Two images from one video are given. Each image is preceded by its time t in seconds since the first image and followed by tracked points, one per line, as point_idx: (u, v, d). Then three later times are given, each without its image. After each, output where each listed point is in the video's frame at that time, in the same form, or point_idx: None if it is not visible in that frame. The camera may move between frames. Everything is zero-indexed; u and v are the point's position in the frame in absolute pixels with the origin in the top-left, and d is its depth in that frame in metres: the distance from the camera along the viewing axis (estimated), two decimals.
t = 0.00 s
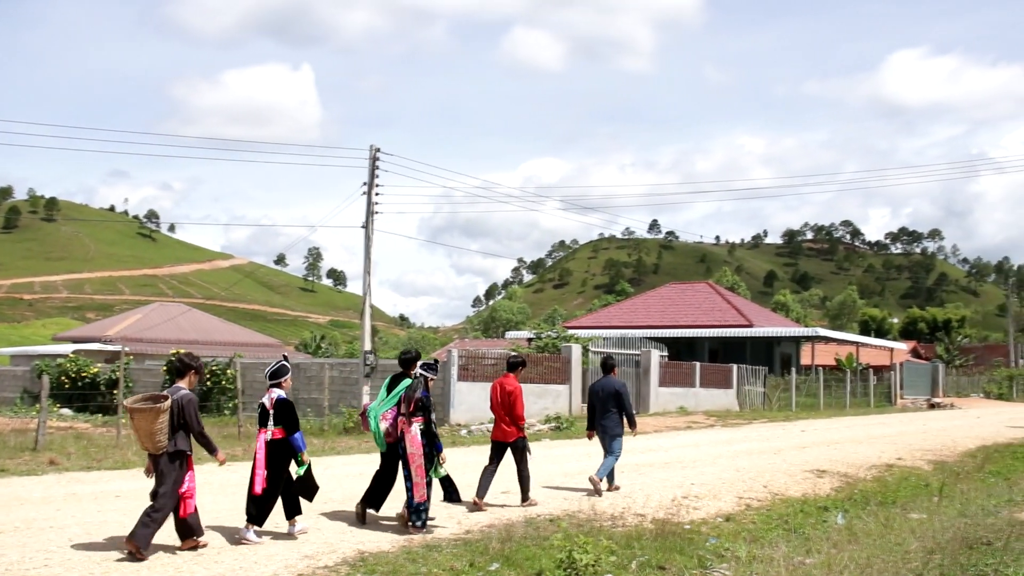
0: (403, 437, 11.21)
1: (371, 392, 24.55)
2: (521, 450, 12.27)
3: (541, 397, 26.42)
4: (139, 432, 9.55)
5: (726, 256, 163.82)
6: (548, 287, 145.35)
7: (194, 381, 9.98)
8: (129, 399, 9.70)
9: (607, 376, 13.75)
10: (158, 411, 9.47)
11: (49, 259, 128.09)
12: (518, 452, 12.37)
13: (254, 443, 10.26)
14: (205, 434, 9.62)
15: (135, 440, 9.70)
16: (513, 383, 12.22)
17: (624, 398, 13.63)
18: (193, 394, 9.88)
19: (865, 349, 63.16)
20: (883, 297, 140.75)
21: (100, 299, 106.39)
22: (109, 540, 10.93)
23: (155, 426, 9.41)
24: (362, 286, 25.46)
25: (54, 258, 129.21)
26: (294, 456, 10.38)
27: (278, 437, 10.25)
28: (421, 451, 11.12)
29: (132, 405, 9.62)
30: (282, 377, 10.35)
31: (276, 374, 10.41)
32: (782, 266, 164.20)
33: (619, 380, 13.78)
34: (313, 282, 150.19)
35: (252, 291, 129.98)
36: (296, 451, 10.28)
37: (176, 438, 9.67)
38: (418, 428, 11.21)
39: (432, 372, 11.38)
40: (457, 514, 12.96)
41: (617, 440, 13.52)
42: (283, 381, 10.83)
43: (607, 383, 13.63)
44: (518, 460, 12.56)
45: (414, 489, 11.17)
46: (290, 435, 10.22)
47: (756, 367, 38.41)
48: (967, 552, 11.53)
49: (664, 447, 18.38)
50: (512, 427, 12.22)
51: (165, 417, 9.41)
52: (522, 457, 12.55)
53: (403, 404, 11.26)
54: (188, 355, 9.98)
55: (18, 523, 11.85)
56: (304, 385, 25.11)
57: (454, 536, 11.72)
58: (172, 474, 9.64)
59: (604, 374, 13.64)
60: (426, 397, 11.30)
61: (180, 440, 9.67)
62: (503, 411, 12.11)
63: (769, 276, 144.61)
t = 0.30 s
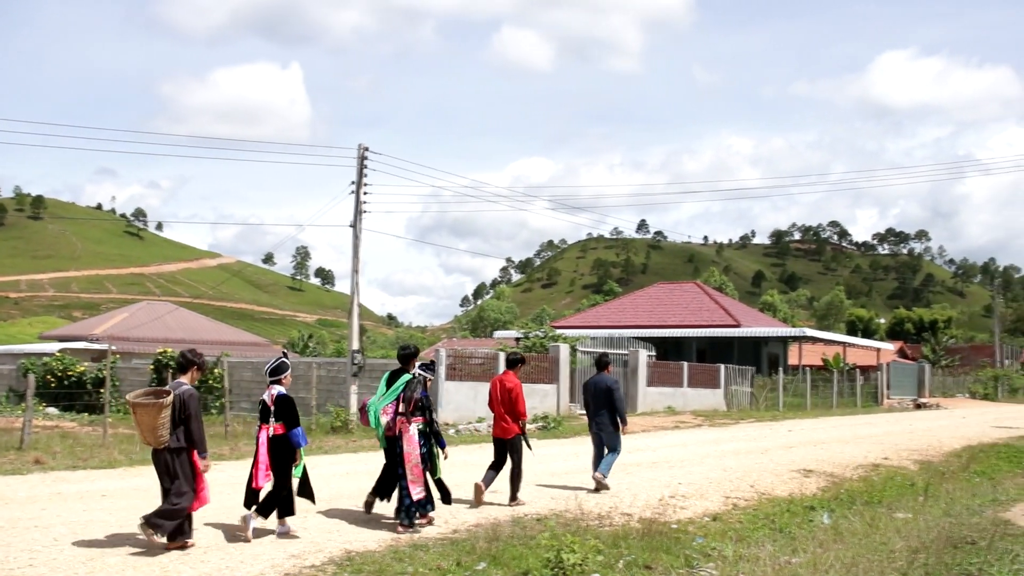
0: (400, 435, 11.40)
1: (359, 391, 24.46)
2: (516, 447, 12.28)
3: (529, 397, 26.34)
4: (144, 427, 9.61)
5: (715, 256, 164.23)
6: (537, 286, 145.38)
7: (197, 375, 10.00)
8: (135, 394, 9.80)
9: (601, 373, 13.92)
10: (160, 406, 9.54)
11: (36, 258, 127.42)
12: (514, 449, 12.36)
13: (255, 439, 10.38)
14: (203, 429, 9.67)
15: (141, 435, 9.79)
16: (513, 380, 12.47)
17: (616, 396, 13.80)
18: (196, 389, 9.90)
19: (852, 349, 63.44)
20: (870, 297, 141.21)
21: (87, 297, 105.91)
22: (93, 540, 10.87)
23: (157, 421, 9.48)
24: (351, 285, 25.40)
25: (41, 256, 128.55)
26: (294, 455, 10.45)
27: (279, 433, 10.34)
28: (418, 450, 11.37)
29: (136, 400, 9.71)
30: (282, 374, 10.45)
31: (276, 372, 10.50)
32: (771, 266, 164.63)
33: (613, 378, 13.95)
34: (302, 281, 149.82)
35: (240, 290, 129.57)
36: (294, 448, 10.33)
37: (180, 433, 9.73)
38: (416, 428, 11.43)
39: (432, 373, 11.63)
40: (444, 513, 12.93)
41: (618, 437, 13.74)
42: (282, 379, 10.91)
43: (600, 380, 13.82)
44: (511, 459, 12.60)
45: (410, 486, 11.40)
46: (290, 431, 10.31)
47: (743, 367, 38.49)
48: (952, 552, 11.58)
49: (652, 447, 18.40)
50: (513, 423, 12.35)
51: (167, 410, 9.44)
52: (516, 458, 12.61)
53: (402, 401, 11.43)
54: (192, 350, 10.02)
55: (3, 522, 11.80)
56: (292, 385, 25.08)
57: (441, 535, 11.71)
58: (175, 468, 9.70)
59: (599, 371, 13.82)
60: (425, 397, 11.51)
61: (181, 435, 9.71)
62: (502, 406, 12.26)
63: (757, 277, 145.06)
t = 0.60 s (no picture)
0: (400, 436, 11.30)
1: (348, 391, 24.39)
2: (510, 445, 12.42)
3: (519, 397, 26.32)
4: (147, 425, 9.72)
5: (705, 257, 164.57)
6: (526, 286, 145.39)
7: (200, 375, 10.08)
8: (135, 393, 9.90)
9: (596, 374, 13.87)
10: (161, 405, 9.64)
11: (23, 257, 126.77)
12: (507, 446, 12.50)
13: (258, 436, 10.43)
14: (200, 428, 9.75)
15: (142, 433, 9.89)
16: (513, 378, 12.73)
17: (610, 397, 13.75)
18: (197, 389, 10.00)
19: (841, 349, 63.71)
20: (858, 297, 141.69)
21: (74, 297, 105.40)
22: (82, 541, 10.85)
23: (157, 419, 9.57)
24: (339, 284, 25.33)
25: (28, 256, 127.90)
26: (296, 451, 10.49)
27: (280, 430, 10.41)
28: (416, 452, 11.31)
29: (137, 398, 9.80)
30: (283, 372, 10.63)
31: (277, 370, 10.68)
32: (760, 266, 164.98)
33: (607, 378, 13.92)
34: (291, 281, 149.48)
35: (228, 290, 129.17)
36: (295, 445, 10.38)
37: (181, 432, 9.81)
38: (416, 430, 11.38)
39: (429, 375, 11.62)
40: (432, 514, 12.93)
41: (613, 436, 13.91)
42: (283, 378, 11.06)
43: (594, 380, 13.81)
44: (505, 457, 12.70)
45: (404, 486, 11.30)
46: (290, 428, 10.37)
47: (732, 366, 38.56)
48: (940, 550, 11.63)
49: (641, 447, 18.40)
50: (511, 420, 12.53)
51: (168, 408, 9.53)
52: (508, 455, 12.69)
53: (402, 403, 11.37)
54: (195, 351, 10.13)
55: None
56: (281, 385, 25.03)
57: (430, 536, 11.69)
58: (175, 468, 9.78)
59: (594, 372, 13.86)
60: (423, 399, 11.50)
61: (181, 434, 9.78)
62: (502, 402, 12.45)
63: (746, 277, 145.55)
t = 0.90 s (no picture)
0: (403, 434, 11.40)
1: (341, 391, 24.35)
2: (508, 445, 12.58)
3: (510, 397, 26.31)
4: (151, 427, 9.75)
5: (697, 257, 164.83)
6: (518, 286, 145.41)
7: (207, 378, 9.95)
8: (147, 393, 9.90)
9: (596, 375, 13.89)
10: (165, 409, 9.57)
11: (13, 257, 126.28)
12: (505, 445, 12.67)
13: (263, 437, 10.51)
14: (201, 433, 9.64)
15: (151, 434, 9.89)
16: (515, 379, 12.72)
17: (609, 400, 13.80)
18: (205, 393, 9.85)
19: (833, 349, 63.92)
20: (851, 297, 142.09)
21: (65, 298, 105.07)
22: (72, 542, 10.83)
23: (161, 424, 9.52)
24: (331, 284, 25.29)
25: (19, 256, 127.43)
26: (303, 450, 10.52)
27: (282, 430, 10.45)
28: (418, 449, 11.39)
29: (146, 400, 9.79)
30: (287, 375, 10.68)
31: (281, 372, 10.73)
32: (752, 266, 165.23)
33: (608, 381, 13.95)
34: (283, 281, 149.25)
35: (220, 290, 128.91)
36: (296, 445, 10.41)
37: (185, 436, 9.74)
38: (419, 428, 11.43)
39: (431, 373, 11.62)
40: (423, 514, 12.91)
41: (610, 439, 13.99)
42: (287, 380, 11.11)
43: (594, 383, 13.84)
44: (503, 454, 12.87)
45: (404, 480, 11.35)
46: (292, 429, 10.41)
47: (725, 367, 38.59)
48: (931, 549, 11.66)
49: (633, 447, 18.42)
50: (510, 421, 12.61)
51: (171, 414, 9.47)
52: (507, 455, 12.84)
53: (403, 402, 11.41)
54: (204, 352, 9.99)
55: None
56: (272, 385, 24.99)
57: (422, 536, 11.68)
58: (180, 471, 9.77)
59: (593, 374, 13.88)
60: (426, 397, 11.49)
61: (186, 438, 9.71)
62: (505, 404, 12.49)
63: (738, 277, 145.86)
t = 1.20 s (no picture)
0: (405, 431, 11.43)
1: (334, 389, 24.31)
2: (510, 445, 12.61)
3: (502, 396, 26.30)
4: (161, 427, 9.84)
5: (690, 256, 165.04)
6: (512, 285, 145.41)
7: (218, 379, 10.08)
8: (157, 394, 10.02)
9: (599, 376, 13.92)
10: (175, 410, 9.68)
11: (6, 255, 125.83)
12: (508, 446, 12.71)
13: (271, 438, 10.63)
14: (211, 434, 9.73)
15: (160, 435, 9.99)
16: (518, 379, 12.81)
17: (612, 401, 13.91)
18: (214, 394, 9.97)
19: (825, 348, 64.03)
20: (844, 297, 142.37)
21: (58, 296, 104.82)
22: (63, 542, 10.79)
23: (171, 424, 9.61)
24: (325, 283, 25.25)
25: (11, 254, 127.00)
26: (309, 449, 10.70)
27: (288, 432, 10.56)
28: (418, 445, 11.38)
29: (157, 401, 9.90)
30: (294, 376, 10.78)
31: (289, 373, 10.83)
32: (745, 266, 165.46)
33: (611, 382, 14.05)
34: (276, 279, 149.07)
35: (213, 288, 128.71)
36: (299, 446, 10.51)
37: (195, 437, 9.84)
38: (420, 424, 11.45)
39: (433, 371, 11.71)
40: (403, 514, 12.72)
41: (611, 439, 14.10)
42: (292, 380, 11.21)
43: (598, 383, 13.92)
44: (504, 453, 12.92)
45: (407, 473, 11.34)
46: (298, 430, 10.52)
47: (718, 366, 38.63)
48: (923, 549, 11.68)
49: (627, 446, 18.43)
50: (513, 422, 12.66)
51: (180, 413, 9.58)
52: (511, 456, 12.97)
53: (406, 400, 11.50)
54: (215, 355, 10.13)
55: None
56: (265, 384, 24.94)
57: (415, 534, 11.67)
58: (188, 471, 9.85)
59: (597, 374, 13.91)
60: (427, 394, 11.55)
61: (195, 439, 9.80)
62: (507, 404, 12.56)
63: (731, 277, 146.03)
